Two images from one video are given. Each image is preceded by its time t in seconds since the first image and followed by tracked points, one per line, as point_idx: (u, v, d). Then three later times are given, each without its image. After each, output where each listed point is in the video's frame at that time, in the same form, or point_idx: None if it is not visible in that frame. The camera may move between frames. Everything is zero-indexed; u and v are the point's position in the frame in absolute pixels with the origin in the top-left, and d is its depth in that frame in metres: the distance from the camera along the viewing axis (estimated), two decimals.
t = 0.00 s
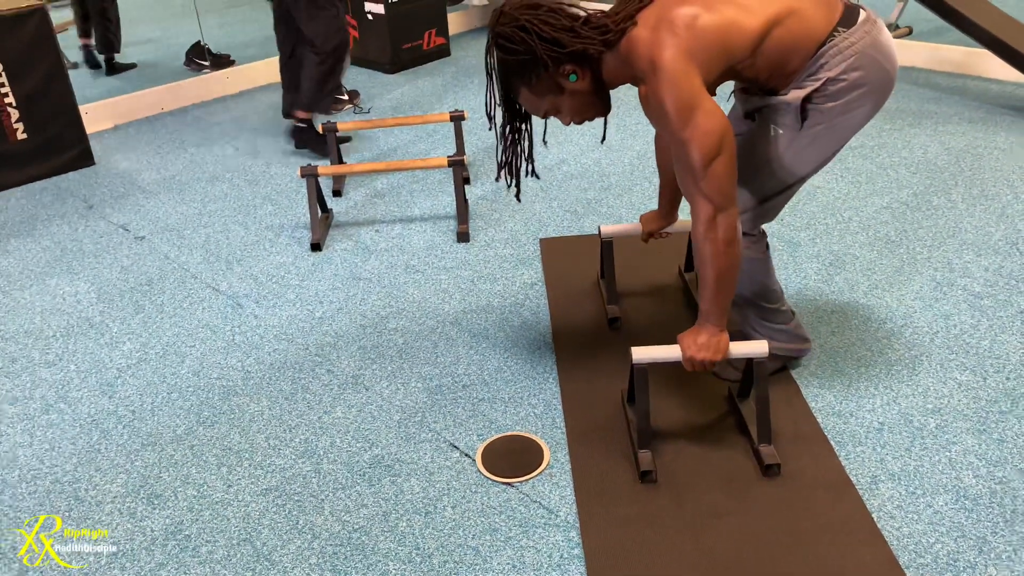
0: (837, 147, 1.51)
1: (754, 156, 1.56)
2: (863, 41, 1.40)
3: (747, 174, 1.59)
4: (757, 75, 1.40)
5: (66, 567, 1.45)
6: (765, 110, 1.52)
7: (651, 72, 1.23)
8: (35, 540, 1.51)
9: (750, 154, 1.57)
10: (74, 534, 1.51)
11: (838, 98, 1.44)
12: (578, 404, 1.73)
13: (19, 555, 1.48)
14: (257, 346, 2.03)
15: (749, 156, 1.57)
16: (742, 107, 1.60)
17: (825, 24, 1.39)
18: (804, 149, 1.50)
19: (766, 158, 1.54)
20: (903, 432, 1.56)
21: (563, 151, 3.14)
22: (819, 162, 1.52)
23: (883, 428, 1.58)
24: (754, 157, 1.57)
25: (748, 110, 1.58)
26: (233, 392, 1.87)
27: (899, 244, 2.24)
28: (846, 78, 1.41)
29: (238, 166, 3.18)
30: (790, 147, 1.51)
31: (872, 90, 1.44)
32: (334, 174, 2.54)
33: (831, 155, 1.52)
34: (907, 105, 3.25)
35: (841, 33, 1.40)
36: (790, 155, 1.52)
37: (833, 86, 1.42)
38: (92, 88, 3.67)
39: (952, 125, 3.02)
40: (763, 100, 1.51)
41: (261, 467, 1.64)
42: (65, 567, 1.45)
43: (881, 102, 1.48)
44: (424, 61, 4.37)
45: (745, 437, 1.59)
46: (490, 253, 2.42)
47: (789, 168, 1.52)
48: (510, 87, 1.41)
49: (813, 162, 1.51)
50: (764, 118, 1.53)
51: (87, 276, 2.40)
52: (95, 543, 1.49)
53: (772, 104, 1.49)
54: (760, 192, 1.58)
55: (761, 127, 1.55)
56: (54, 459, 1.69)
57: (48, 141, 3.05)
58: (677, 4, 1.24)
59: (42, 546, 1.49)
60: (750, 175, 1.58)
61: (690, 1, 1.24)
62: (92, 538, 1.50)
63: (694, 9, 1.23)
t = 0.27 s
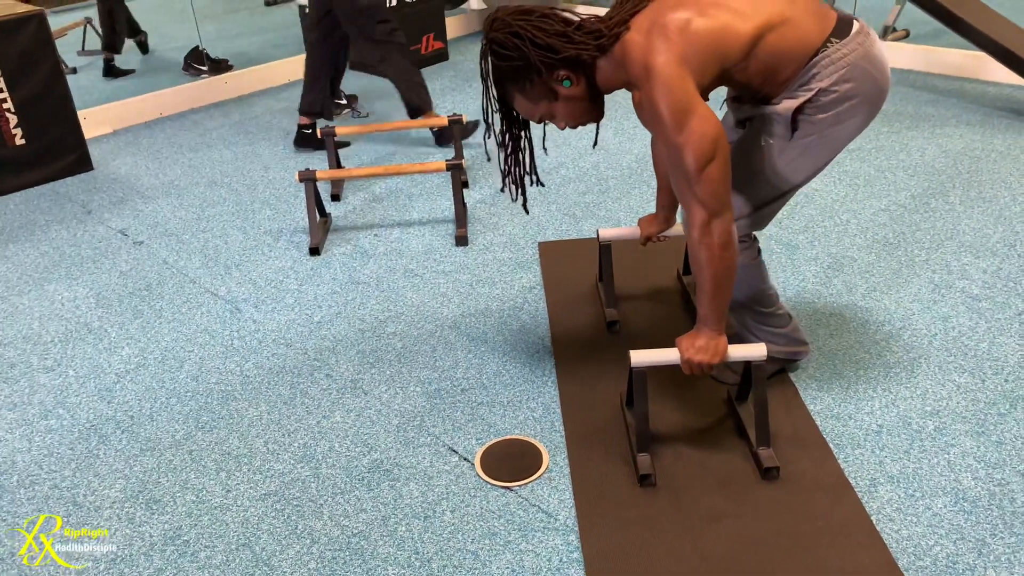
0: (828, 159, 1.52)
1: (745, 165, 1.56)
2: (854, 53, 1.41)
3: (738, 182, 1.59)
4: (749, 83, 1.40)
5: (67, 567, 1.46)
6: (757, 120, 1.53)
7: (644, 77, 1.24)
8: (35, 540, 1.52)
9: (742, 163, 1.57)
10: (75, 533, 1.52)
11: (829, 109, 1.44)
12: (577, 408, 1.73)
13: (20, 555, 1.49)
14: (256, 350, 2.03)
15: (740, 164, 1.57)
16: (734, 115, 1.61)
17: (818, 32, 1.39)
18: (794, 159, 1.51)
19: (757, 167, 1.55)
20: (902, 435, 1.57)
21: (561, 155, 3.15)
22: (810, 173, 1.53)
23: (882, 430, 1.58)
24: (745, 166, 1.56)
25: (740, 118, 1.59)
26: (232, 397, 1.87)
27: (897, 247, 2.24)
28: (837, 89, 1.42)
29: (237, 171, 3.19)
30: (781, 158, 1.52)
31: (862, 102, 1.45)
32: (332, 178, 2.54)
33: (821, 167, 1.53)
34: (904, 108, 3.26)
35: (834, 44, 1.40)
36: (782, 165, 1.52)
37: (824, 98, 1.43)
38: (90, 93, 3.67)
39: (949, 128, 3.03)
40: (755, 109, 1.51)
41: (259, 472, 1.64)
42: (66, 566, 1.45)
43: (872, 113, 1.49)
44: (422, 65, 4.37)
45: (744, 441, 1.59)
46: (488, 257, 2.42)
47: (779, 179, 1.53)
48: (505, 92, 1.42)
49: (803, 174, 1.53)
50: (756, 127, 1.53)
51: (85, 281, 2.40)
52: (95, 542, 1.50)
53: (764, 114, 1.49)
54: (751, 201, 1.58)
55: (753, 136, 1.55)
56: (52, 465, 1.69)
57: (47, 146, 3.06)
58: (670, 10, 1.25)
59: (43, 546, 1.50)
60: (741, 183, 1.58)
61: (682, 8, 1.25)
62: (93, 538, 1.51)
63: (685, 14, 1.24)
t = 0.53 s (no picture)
0: (822, 156, 1.51)
1: (738, 165, 1.57)
2: (844, 48, 1.40)
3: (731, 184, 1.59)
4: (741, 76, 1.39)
5: (67, 567, 1.46)
6: (748, 120, 1.53)
7: (637, 81, 1.23)
8: (35, 540, 1.52)
9: (735, 165, 1.57)
10: (74, 534, 1.53)
11: (820, 106, 1.44)
12: (576, 411, 1.73)
13: (20, 555, 1.49)
14: (254, 354, 2.03)
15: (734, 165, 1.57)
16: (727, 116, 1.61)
17: (807, 29, 1.38)
18: (788, 158, 1.50)
19: (750, 168, 1.55)
20: (901, 438, 1.57)
21: (560, 158, 3.15)
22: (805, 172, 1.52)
23: (881, 433, 1.58)
24: (739, 167, 1.56)
25: (733, 119, 1.59)
26: (230, 401, 1.86)
27: (896, 249, 2.24)
28: (827, 86, 1.41)
29: (235, 174, 3.18)
30: (773, 157, 1.51)
31: (854, 97, 1.44)
32: (331, 182, 2.54)
33: (816, 166, 1.52)
34: (902, 111, 3.26)
35: (823, 39, 1.39)
36: (774, 165, 1.52)
37: (815, 95, 1.42)
38: (89, 96, 3.67)
39: (947, 130, 3.03)
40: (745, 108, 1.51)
41: (258, 476, 1.64)
42: (66, 566, 1.46)
43: (866, 108, 1.48)
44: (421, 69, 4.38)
45: (744, 444, 1.59)
46: (487, 260, 2.42)
47: (772, 178, 1.53)
48: (499, 101, 1.42)
49: (797, 173, 1.52)
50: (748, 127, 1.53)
51: (84, 285, 2.40)
52: (96, 542, 1.51)
53: (755, 114, 1.49)
54: (745, 201, 1.58)
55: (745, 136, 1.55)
56: (50, 470, 1.69)
57: (45, 150, 3.05)
58: (660, 11, 1.24)
59: (43, 546, 1.51)
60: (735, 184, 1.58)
61: (672, 7, 1.25)
62: (93, 538, 1.52)
63: (676, 14, 1.23)
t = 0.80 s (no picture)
0: (825, 137, 1.50)
1: (742, 155, 1.57)
2: (837, 25, 1.38)
3: (736, 176, 1.59)
4: (735, 61, 1.38)
5: (67, 566, 1.47)
6: (747, 109, 1.53)
7: (628, 87, 1.22)
8: (35, 540, 1.53)
9: (740, 157, 1.57)
10: (74, 533, 1.54)
11: (819, 85, 1.42)
12: (576, 414, 1.73)
13: (20, 553, 1.50)
14: (254, 357, 2.03)
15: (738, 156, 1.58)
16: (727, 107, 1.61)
17: (798, 9, 1.35)
18: (791, 142, 1.50)
19: (754, 158, 1.55)
20: (900, 441, 1.57)
21: (559, 162, 3.15)
22: (810, 154, 1.51)
23: (880, 437, 1.58)
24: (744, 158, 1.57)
25: (733, 110, 1.59)
26: (230, 404, 1.86)
27: (895, 253, 2.25)
28: (823, 64, 1.40)
29: (235, 178, 3.19)
30: (776, 143, 1.51)
31: (851, 72, 1.42)
32: (331, 185, 2.54)
33: (819, 145, 1.51)
34: (901, 114, 3.27)
35: (815, 18, 1.37)
36: (778, 151, 1.51)
37: (811, 74, 1.41)
38: (89, 100, 3.68)
39: (946, 134, 3.04)
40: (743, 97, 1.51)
41: (258, 479, 1.64)
42: (66, 566, 1.47)
43: (865, 82, 1.46)
44: (421, 72, 4.38)
45: (743, 447, 1.59)
46: (487, 263, 2.42)
47: (776, 164, 1.53)
48: (500, 112, 1.44)
49: (800, 155, 1.52)
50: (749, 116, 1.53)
51: (84, 288, 2.40)
52: (95, 543, 1.51)
53: (754, 102, 1.49)
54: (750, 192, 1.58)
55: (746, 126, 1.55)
56: (50, 472, 1.69)
57: (45, 153, 3.06)
58: (645, 13, 1.21)
59: (43, 545, 1.51)
60: (740, 175, 1.58)
61: (661, 3, 1.21)
62: (94, 538, 1.53)
63: (666, 12, 1.20)
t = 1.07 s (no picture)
0: (819, 146, 1.51)
1: (736, 161, 1.58)
2: (831, 36, 1.39)
3: (730, 182, 1.60)
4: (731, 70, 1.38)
5: (67, 566, 1.48)
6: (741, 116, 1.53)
7: (625, 94, 1.22)
8: (35, 540, 1.54)
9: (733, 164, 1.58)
10: (74, 533, 1.55)
11: (812, 95, 1.43)
12: (573, 419, 1.74)
13: (20, 553, 1.51)
14: (253, 361, 2.03)
15: (732, 161, 1.59)
16: (721, 113, 1.61)
17: (794, 18, 1.36)
18: (784, 151, 1.51)
19: (747, 165, 1.56)
20: (897, 446, 1.57)
21: (558, 166, 3.16)
22: (803, 163, 1.52)
23: (877, 442, 1.58)
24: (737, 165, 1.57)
25: (727, 116, 1.59)
26: (228, 408, 1.87)
27: (892, 258, 2.25)
28: (817, 74, 1.40)
29: (235, 182, 3.19)
30: (769, 151, 1.52)
31: (845, 82, 1.43)
32: (330, 190, 2.54)
33: (812, 155, 1.52)
34: (899, 120, 3.28)
35: (810, 29, 1.37)
36: (772, 160, 1.52)
37: (805, 84, 1.42)
38: (88, 103, 3.69)
39: (944, 139, 3.05)
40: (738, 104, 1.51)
41: (255, 483, 1.64)
42: (65, 566, 1.48)
43: (859, 92, 1.47)
44: (420, 77, 4.39)
45: (740, 452, 1.59)
46: (486, 268, 2.43)
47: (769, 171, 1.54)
48: (495, 120, 1.45)
49: (792, 164, 1.53)
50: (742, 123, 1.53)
51: (83, 292, 2.40)
52: (96, 542, 1.52)
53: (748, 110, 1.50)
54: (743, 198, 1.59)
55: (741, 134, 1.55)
56: (48, 476, 1.69)
57: (45, 157, 3.06)
58: (641, 21, 1.21)
59: (43, 545, 1.53)
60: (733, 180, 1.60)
61: (657, 11, 1.22)
62: (93, 538, 1.54)
63: (662, 20, 1.21)
